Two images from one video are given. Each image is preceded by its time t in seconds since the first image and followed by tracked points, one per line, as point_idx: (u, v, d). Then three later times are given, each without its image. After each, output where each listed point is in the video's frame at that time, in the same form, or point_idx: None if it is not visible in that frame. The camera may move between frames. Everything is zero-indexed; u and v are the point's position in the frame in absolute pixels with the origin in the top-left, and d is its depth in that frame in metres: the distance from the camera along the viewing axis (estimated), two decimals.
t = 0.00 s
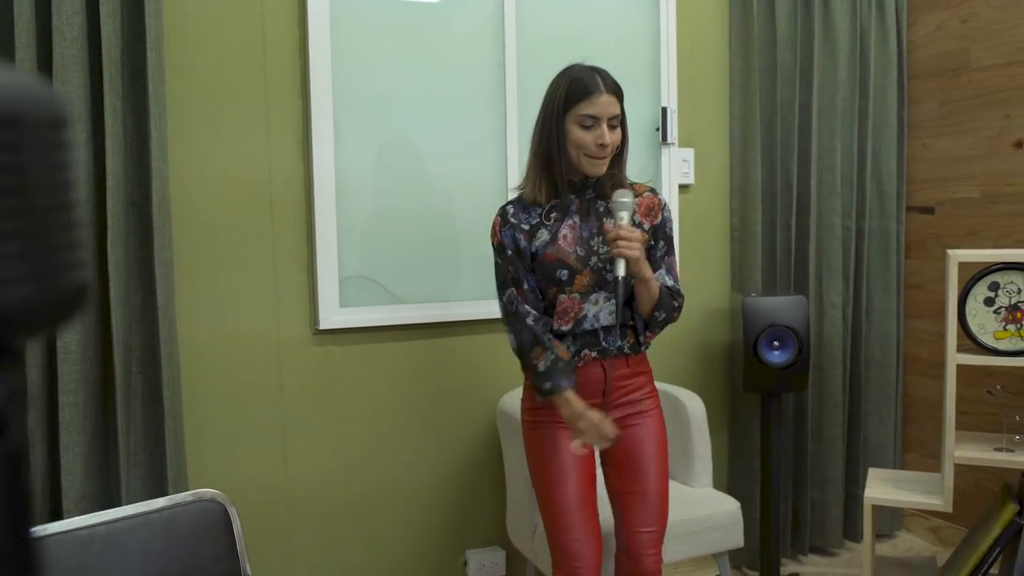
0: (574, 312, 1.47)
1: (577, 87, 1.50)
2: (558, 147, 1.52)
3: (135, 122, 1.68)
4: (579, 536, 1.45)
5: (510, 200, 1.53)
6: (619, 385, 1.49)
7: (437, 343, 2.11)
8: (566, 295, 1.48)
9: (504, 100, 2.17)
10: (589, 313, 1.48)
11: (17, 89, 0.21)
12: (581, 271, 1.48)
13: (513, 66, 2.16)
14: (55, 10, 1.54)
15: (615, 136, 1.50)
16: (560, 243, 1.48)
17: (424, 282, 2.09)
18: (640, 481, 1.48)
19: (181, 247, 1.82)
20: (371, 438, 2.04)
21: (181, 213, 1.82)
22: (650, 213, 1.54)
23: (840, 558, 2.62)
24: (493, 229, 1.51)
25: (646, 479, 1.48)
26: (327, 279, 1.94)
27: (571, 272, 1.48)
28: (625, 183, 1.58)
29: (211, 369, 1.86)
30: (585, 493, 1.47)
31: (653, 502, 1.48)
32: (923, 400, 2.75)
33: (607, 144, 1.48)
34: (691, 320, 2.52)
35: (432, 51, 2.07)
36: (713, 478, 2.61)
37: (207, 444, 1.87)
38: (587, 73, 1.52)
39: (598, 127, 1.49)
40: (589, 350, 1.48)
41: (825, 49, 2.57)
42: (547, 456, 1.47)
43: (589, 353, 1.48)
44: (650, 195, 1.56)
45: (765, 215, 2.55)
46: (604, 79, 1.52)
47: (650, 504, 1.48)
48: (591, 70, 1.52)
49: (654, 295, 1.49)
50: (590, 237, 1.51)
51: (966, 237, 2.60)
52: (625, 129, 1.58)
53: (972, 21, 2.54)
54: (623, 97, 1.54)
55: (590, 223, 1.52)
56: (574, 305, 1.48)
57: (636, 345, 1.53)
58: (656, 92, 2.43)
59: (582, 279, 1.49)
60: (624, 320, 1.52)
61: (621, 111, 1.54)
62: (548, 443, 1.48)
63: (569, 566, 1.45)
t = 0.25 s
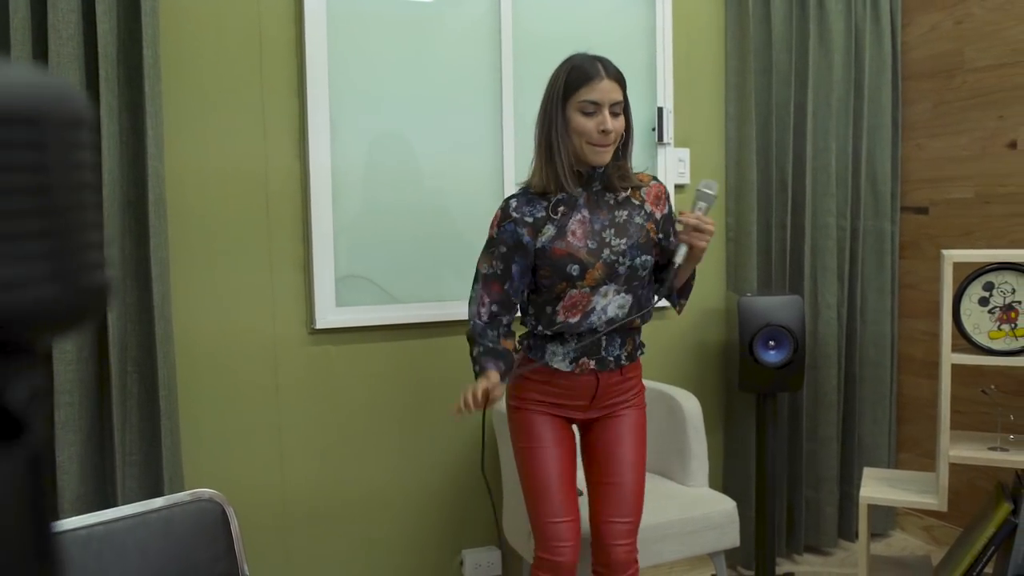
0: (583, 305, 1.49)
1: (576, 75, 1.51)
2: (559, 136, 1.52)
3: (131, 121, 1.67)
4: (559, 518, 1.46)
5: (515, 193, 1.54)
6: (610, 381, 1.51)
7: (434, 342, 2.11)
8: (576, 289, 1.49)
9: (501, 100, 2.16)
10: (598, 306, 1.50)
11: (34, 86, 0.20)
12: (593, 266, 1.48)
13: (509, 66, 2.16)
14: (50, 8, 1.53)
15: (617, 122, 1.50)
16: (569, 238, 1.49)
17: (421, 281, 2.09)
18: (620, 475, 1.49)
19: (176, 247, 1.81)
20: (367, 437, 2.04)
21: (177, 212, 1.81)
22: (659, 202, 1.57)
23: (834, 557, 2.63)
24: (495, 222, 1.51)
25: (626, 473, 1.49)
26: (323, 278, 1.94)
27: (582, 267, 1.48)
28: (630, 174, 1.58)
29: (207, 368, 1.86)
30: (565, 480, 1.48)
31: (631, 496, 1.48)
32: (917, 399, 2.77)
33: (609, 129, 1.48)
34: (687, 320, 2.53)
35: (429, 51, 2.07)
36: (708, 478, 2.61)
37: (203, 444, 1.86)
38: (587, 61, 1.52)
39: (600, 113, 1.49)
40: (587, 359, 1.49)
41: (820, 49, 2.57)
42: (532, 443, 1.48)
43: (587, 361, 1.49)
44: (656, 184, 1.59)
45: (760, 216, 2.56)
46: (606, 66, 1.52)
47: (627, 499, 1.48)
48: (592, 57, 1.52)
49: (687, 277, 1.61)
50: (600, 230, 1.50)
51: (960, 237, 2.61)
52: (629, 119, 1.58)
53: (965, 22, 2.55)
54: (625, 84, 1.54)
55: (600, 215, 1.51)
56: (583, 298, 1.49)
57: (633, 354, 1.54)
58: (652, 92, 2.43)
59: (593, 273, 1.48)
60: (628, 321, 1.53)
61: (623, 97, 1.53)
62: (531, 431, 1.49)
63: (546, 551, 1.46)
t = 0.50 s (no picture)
0: (589, 306, 1.49)
1: (574, 84, 1.52)
2: (557, 146, 1.54)
3: (130, 120, 1.67)
4: (553, 527, 1.47)
5: (517, 205, 1.55)
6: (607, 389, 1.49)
7: (433, 342, 2.11)
8: (583, 294, 1.48)
9: (499, 99, 2.16)
10: (604, 307, 1.50)
11: (59, 84, 0.21)
12: (599, 270, 1.48)
13: (507, 65, 2.16)
14: (48, 6, 1.52)
15: (615, 133, 1.51)
16: (573, 244, 1.48)
17: (419, 281, 2.08)
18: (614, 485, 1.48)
19: (174, 246, 1.81)
20: (364, 437, 2.04)
21: (175, 211, 1.80)
22: (658, 204, 1.58)
23: (831, 556, 2.64)
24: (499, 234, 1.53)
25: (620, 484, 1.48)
26: (322, 278, 1.94)
27: (588, 272, 1.47)
28: (630, 181, 1.58)
29: (205, 368, 1.85)
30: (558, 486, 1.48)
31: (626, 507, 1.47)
32: (913, 399, 2.77)
33: (606, 141, 1.48)
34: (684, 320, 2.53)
35: (427, 50, 2.06)
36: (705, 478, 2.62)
37: (200, 443, 1.86)
38: (586, 70, 1.53)
39: (597, 125, 1.50)
40: (590, 353, 1.48)
41: (817, 49, 2.57)
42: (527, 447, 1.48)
43: (589, 355, 1.48)
44: (655, 187, 1.60)
45: (757, 216, 2.56)
46: (603, 76, 1.54)
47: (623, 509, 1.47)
48: (590, 67, 1.53)
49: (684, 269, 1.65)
50: (604, 234, 1.49)
51: (956, 237, 2.62)
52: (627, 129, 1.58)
53: (962, 22, 2.56)
54: (623, 94, 1.55)
55: (604, 220, 1.51)
56: (590, 301, 1.49)
57: (636, 355, 1.53)
58: (649, 92, 2.43)
59: (600, 277, 1.48)
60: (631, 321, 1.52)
61: (621, 108, 1.54)
62: (524, 437, 1.49)
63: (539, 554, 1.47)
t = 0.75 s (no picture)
0: (588, 302, 1.48)
1: (580, 76, 1.50)
2: (561, 139, 1.53)
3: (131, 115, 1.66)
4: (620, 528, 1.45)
5: (518, 183, 1.55)
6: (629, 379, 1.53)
7: (434, 337, 2.11)
8: (579, 284, 1.48)
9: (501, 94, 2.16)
10: (602, 303, 1.50)
11: (89, 71, 0.20)
12: (595, 262, 1.48)
13: (509, 60, 2.16)
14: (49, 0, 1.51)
15: (619, 127, 1.50)
16: (569, 232, 1.49)
17: (420, 276, 2.08)
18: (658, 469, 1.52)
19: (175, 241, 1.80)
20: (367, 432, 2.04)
21: (176, 206, 1.80)
22: (653, 208, 1.59)
23: (830, 552, 2.64)
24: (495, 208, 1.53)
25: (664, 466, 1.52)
26: (324, 273, 1.94)
27: (585, 262, 1.48)
28: (633, 177, 1.57)
29: (206, 363, 1.85)
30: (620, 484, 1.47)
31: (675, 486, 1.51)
32: (912, 395, 2.78)
33: (611, 134, 1.47)
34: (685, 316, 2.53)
35: (428, 45, 2.06)
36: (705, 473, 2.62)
37: (202, 439, 1.86)
38: (591, 62, 1.51)
39: (602, 118, 1.49)
40: (604, 354, 1.50)
41: (818, 46, 2.57)
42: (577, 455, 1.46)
43: (605, 356, 1.50)
44: (651, 191, 1.61)
45: (758, 212, 2.56)
46: (608, 68, 1.52)
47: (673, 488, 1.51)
48: (596, 59, 1.52)
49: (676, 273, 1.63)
50: (601, 228, 1.50)
51: (956, 234, 2.62)
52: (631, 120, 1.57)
53: (963, 19, 2.56)
54: (629, 86, 1.53)
55: (602, 214, 1.51)
56: (587, 295, 1.49)
57: (638, 342, 1.57)
58: (651, 88, 2.43)
59: (595, 269, 1.48)
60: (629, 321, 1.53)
61: (626, 101, 1.53)
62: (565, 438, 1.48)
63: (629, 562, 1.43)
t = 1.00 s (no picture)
0: (592, 303, 1.48)
1: (581, 75, 1.50)
2: (559, 137, 1.52)
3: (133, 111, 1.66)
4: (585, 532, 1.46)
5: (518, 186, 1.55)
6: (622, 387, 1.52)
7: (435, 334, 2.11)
8: (583, 285, 1.49)
9: (501, 90, 2.16)
10: (607, 304, 1.49)
11: (120, 68, 0.20)
12: (598, 261, 1.49)
13: (509, 56, 2.16)
14: None
15: (619, 126, 1.51)
16: (572, 232, 1.50)
17: (420, 272, 2.09)
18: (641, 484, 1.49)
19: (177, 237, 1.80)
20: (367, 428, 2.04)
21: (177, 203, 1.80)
22: (657, 203, 1.61)
23: (829, 549, 2.65)
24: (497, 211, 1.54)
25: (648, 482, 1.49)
26: (325, 270, 1.94)
27: (587, 262, 1.49)
28: (634, 176, 1.58)
29: (207, 359, 1.85)
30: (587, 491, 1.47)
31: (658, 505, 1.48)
32: (911, 392, 2.79)
33: (612, 135, 1.48)
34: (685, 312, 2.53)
35: (429, 41, 2.06)
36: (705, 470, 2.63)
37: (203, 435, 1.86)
38: (593, 60, 1.51)
39: (602, 118, 1.49)
40: (602, 354, 1.49)
41: (819, 43, 2.57)
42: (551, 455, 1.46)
43: (602, 357, 1.49)
44: (654, 185, 1.63)
45: (759, 209, 2.56)
46: (609, 66, 1.52)
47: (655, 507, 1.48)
48: (597, 57, 1.52)
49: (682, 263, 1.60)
50: (603, 226, 1.52)
51: (956, 231, 2.63)
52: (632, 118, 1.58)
53: (964, 17, 2.56)
54: (630, 85, 1.53)
55: (603, 212, 1.53)
56: (591, 296, 1.49)
57: (640, 349, 1.55)
58: (651, 85, 2.43)
59: (599, 267, 1.49)
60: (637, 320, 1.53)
61: (627, 100, 1.53)
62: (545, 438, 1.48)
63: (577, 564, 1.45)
